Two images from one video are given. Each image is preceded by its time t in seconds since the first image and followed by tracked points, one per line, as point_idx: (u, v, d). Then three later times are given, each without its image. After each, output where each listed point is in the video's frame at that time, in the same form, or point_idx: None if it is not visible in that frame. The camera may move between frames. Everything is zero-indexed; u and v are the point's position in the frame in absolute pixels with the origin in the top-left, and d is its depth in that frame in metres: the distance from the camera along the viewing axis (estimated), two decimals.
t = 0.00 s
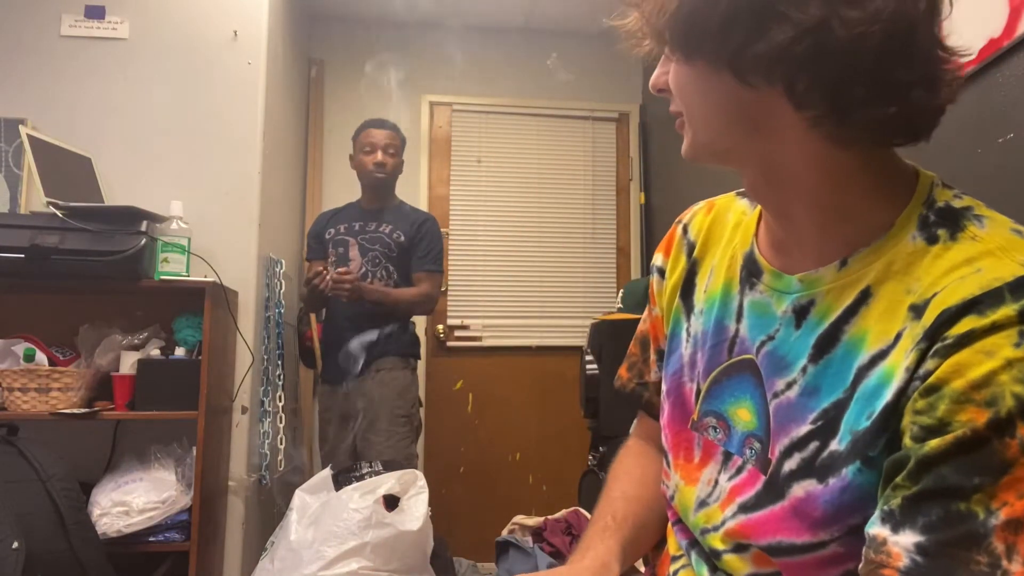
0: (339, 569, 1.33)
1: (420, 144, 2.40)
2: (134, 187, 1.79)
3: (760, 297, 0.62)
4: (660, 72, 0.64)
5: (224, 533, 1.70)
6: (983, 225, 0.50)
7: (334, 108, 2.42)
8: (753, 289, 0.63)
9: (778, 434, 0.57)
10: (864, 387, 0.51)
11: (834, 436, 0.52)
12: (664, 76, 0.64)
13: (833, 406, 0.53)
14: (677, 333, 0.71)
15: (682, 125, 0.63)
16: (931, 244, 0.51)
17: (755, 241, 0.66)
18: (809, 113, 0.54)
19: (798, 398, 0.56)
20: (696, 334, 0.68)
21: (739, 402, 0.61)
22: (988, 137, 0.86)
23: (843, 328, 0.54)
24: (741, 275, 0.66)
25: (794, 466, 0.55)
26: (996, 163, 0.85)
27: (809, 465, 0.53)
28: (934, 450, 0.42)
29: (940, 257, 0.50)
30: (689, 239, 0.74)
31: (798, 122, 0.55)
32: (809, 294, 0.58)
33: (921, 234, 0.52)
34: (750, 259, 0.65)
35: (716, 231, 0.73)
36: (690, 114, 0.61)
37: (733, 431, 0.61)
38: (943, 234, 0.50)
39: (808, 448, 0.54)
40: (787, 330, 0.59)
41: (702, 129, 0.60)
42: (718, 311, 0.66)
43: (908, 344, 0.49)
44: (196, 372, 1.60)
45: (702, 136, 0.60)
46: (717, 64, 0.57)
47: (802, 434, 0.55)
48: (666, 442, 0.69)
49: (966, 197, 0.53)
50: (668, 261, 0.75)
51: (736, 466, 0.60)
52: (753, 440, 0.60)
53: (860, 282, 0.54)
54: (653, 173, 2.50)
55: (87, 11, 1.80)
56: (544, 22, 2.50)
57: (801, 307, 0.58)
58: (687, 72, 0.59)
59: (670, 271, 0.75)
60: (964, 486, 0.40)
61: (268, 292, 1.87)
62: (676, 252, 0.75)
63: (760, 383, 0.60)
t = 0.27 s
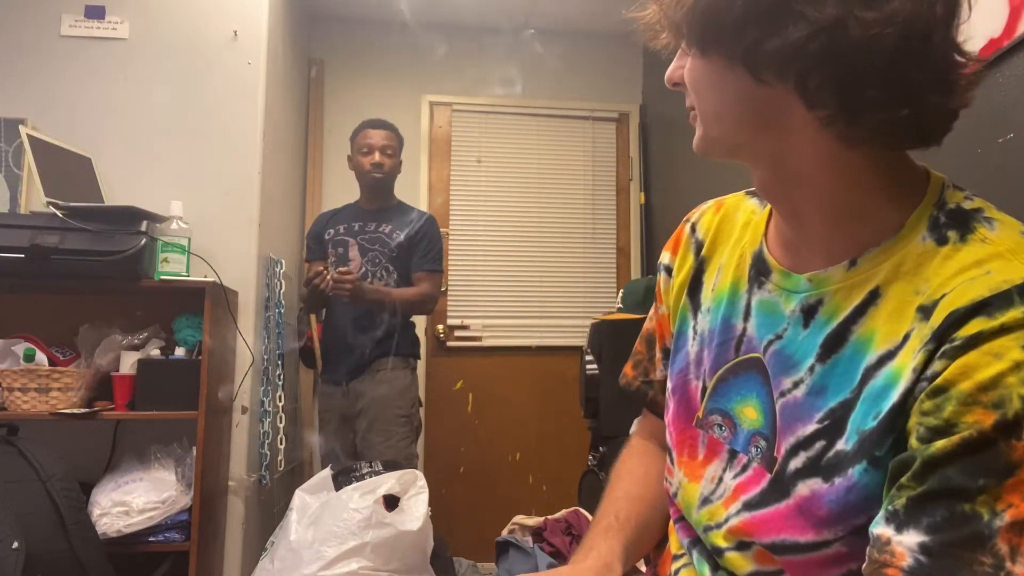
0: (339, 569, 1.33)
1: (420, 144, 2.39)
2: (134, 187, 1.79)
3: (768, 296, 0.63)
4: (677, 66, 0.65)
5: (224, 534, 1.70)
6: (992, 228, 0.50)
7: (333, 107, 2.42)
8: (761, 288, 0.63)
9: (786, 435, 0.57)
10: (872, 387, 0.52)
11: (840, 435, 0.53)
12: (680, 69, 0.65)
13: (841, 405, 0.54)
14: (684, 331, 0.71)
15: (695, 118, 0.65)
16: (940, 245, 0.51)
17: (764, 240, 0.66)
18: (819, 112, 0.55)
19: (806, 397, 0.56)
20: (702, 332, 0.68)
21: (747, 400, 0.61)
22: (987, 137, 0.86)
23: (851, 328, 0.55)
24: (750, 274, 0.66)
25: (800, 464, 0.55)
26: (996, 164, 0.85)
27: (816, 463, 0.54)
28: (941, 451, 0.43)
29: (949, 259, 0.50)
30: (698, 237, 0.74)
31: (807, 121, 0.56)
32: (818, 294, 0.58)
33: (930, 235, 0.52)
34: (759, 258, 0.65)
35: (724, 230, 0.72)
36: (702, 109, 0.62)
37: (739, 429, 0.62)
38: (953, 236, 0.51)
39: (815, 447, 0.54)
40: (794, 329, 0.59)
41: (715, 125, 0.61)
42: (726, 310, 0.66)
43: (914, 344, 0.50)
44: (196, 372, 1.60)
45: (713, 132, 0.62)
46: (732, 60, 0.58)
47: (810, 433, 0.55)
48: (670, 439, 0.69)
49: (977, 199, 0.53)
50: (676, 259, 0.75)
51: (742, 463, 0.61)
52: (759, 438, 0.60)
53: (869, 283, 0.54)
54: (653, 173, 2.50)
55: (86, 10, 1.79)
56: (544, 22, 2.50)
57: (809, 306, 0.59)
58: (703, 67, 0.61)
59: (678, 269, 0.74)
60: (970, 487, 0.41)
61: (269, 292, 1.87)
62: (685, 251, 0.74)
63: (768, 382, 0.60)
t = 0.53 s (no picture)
0: (339, 569, 1.33)
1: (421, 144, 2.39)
2: (134, 187, 1.79)
3: (776, 295, 0.62)
4: (694, 58, 0.63)
5: (224, 534, 1.70)
6: (1006, 232, 0.50)
7: (333, 108, 2.42)
8: (769, 287, 0.63)
9: (791, 436, 0.57)
10: (881, 388, 0.51)
11: (847, 439, 0.53)
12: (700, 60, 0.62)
13: (851, 406, 0.53)
14: (690, 328, 0.71)
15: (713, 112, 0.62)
16: (954, 248, 0.51)
17: (772, 241, 0.66)
18: (853, 111, 0.53)
19: (813, 396, 0.56)
20: (708, 331, 0.68)
21: (753, 399, 0.61)
22: (988, 136, 0.86)
23: (861, 329, 0.54)
24: (757, 273, 0.66)
25: (807, 465, 0.55)
26: (998, 164, 0.85)
27: (823, 464, 0.54)
28: (950, 454, 0.42)
29: (962, 262, 0.50)
30: (703, 235, 0.74)
31: (833, 122, 0.55)
32: (827, 294, 0.58)
33: (944, 238, 0.52)
34: (767, 257, 0.65)
35: (732, 228, 0.72)
36: (722, 103, 0.59)
37: (744, 429, 0.61)
38: (966, 239, 0.51)
39: (823, 449, 0.54)
40: (802, 329, 0.59)
41: (735, 121, 0.59)
42: (733, 307, 0.66)
43: (926, 347, 0.49)
44: (196, 372, 1.60)
45: (730, 129, 0.59)
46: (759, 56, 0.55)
47: (816, 434, 0.55)
48: (677, 439, 0.69)
49: (992, 203, 0.53)
50: (682, 257, 0.75)
51: (746, 463, 0.60)
52: (765, 438, 0.60)
53: (881, 285, 0.54)
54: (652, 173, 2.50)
55: (87, 10, 1.79)
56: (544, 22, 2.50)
57: (817, 306, 0.58)
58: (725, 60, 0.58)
59: (684, 267, 0.74)
60: (978, 491, 0.40)
61: (269, 292, 1.87)
62: (691, 248, 0.75)
63: (774, 381, 0.60)
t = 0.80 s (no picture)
0: (338, 569, 1.33)
1: (420, 144, 2.39)
2: (134, 187, 1.79)
3: (783, 301, 0.59)
4: (781, 33, 0.52)
5: (223, 534, 1.70)
6: None
7: (333, 108, 2.42)
8: (776, 293, 0.60)
9: (801, 446, 0.54)
10: (899, 396, 0.49)
11: (865, 441, 0.50)
12: (787, 39, 0.51)
13: (866, 413, 0.51)
14: (689, 337, 0.67)
15: (792, 100, 0.51)
16: (974, 252, 0.49)
17: (773, 244, 0.62)
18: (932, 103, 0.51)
19: (826, 402, 0.53)
20: (711, 340, 0.64)
21: (762, 409, 0.58)
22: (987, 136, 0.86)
23: (876, 331, 0.52)
24: (761, 279, 0.62)
25: (826, 473, 0.52)
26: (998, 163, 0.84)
27: (842, 472, 0.51)
28: (959, 456, 0.41)
29: (983, 267, 0.48)
30: (694, 236, 0.70)
31: (911, 134, 0.51)
32: (841, 299, 0.54)
33: (965, 243, 0.50)
34: (769, 261, 0.62)
35: (726, 230, 0.69)
36: (831, 89, 0.49)
37: (754, 439, 0.59)
38: (984, 243, 0.49)
39: (844, 455, 0.51)
40: (815, 334, 0.56)
41: (846, 113, 0.49)
42: (737, 314, 0.62)
43: (942, 352, 0.47)
44: (196, 372, 1.60)
45: (835, 121, 0.49)
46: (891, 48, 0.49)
47: (834, 441, 0.52)
48: (685, 451, 0.66)
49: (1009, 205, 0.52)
50: (672, 262, 0.71)
51: (755, 475, 0.58)
52: (773, 448, 0.57)
53: (898, 287, 0.51)
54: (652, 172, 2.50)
55: (86, 10, 1.79)
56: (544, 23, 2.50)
57: (830, 311, 0.55)
58: (849, 41, 0.49)
59: (676, 273, 0.70)
60: (986, 495, 0.39)
61: (269, 292, 1.87)
62: (682, 251, 0.71)
63: (788, 389, 0.57)
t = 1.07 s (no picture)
0: (338, 569, 1.33)
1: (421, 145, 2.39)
2: (134, 187, 1.79)
3: (789, 299, 0.54)
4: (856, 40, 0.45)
5: (224, 534, 1.70)
6: None
7: (334, 107, 2.42)
8: (780, 290, 0.55)
9: (814, 451, 0.49)
10: (914, 403, 0.45)
11: (875, 447, 0.47)
12: (863, 45, 0.45)
13: (880, 418, 0.47)
14: (685, 335, 0.61)
15: (852, 108, 0.46)
16: (986, 252, 0.46)
17: (774, 241, 0.57)
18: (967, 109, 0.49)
19: (838, 406, 0.49)
20: (711, 338, 0.59)
21: (768, 408, 0.54)
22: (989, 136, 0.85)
23: (887, 333, 0.48)
24: (765, 275, 0.57)
25: (843, 478, 0.48)
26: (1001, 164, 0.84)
27: (857, 477, 0.47)
28: (974, 461, 0.38)
29: (999, 267, 0.45)
30: (687, 223, 0.64)
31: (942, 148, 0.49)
32: (852, 297, 0.50)
33: (976, 241, 0.47)
34: (773, 257, 0.56)
35: (721, 219, 0.62)
36: (901, 106, 0.44)
37: (759, 440, 0.54)
38: (997, 242, 0.46)
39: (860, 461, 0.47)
40: (823, 333, 0.51)
41: (908, 133, 0.45)
42: (739, 312, 0.57)
43: (956, 356, 0.44)
44: (196, 371, 1.60)
45: (893, 140, 0.45)
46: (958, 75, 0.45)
47: (848, 446, 0.48)
48: (683, 449, 0.60)
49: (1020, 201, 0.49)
50: (661, 248, 0.65)
51: (762, 476, 0.53)
52: (780, 450, 0.53)
53: (910, 286, 0.48)
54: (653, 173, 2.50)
55: (87, 11, 1.80)
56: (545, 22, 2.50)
57: (841, 309, 0.51)
58: (926, 59, 0.44)
59: (666, 259, 0.64)
60: (1002, 501, 0.36)
61: (268, 292, 1.87)
62: (672, 237, 0.64)
63: (796, 391, 0.52)
